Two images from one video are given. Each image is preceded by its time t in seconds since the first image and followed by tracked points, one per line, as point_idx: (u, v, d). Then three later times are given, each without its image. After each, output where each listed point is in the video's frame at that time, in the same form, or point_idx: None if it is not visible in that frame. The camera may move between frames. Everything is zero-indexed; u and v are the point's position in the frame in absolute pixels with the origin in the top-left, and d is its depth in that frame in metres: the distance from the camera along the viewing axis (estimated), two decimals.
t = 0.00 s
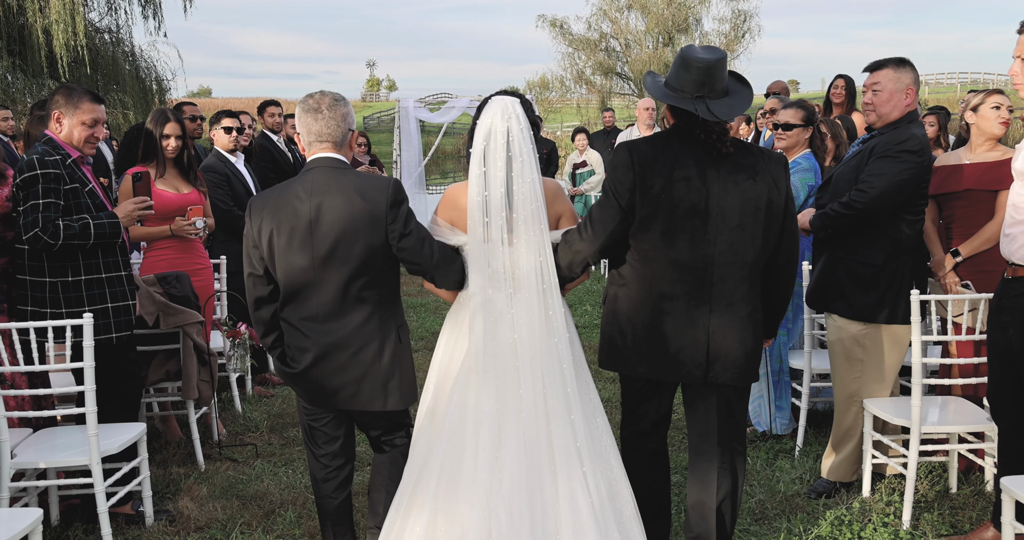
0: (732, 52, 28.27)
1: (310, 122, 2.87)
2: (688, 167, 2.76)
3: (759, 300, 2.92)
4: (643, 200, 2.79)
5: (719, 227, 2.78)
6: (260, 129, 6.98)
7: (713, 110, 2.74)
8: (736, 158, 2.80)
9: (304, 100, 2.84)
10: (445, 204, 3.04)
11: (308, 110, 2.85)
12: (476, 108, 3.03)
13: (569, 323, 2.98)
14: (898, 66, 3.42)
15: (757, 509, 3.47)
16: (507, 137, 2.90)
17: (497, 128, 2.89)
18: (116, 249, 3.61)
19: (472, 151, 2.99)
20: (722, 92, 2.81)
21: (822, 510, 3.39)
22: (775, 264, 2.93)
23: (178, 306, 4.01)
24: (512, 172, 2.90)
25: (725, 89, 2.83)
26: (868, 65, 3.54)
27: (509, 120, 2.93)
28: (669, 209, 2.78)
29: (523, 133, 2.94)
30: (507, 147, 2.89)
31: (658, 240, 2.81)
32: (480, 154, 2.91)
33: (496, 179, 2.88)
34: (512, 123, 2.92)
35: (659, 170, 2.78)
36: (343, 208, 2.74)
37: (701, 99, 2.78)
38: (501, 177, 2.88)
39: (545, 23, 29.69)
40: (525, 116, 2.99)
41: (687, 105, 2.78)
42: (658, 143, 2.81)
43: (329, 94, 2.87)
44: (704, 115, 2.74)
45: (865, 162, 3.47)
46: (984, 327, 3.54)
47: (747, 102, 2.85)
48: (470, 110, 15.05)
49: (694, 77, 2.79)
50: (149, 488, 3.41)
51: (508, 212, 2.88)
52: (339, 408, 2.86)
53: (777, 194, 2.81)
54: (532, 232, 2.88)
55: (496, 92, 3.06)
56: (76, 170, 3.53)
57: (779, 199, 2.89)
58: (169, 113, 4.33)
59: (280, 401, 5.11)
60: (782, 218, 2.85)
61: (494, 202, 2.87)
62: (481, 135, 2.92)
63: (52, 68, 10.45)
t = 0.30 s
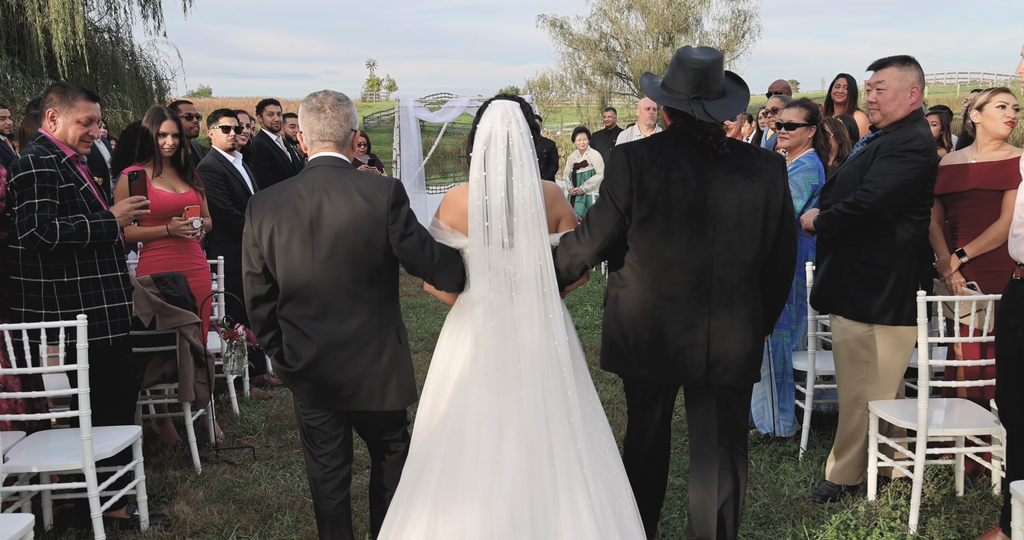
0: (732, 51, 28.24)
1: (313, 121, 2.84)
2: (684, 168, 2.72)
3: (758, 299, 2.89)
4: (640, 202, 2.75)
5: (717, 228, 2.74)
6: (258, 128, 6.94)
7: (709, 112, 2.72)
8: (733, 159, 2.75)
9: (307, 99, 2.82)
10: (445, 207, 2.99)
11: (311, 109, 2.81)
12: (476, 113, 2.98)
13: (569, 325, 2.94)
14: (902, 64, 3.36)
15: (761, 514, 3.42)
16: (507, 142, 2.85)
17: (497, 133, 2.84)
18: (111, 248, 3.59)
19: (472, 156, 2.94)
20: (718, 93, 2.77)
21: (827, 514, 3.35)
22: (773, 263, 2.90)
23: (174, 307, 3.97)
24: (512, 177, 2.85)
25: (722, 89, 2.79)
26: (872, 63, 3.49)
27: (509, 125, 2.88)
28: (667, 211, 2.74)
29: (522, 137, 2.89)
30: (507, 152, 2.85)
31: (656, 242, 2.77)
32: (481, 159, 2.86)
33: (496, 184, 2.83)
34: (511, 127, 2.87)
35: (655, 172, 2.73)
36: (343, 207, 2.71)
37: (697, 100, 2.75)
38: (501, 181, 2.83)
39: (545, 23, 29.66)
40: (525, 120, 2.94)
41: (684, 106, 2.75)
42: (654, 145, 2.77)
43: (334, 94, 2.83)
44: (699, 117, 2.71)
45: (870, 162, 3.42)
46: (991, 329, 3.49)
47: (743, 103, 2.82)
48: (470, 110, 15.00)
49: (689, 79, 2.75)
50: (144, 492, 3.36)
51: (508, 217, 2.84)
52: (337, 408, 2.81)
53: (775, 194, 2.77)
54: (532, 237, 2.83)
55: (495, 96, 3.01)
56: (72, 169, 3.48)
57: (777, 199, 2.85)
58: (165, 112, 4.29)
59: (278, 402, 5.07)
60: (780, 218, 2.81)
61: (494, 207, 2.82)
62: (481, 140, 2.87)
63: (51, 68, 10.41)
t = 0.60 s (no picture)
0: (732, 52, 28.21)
1: (317, 122, 2.78)
2: (680, 172, 2.69)
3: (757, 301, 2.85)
4: (637, 206, 2.72)
5: (714, 232, 2.69)
6: (257, 128, 6.90)
7: (705, 115, 2.65)
8: (729, 162, 2.72)
9: (311, 99, 2.76)
10: (447, 209, 2.96)
11: (315, 110, 2.76)
12: (477, 117, 2.93)
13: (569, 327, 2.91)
14: (907, 63, 3.31)
15: (766, 518, 3.37)
16: (508, 147, 2.80)
17: (498, 138, 2.79)
18: (107, 249, 3.53)
19: (473, 160, 2.90)
20: (713, 97, 2.72)
21: (833, 519, 3.30)
22: (772, 264, 2.86)
23: (170, 309, 3.91)
24: (513, 182, 2.80)
25: (717, 93, 2.74)
26: (877, 61, 3.44)
27: (509, 130, 2.83)
28: (663, 215, 2.70)
29: (523, 142, 2.84)
30: (507, 157, 2.80)
31: (654, 246, 2.72)
32: (481, 163, 2.82)
33: (497, 189, 2.79)
34: (513, 132, 2.82)
35: (651, 176, 2.70)
36: (346, 208, 2.68)
37: (693, 104, 2.69)
38: (501, 186, 2.79)
39: (545, 23, 29.62)
40: (526, 125, 2.88)
41: (679, 110, 2.69)
42: (650, 149, 2.73)
43: (338, 95, 2.78)
44: (695, 120, 2.65)
45: (875, 163, 3.37)
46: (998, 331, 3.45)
47: (739, 105, 2.76)
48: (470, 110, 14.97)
49: (685, 83, 2.70)
50: (140, 496, 3.32)
51: (508, 221, 2.80)
52: (336, 409, 2.77)
53: (772, 196, 2.73)
54: (532, 241, 2.80)
55: (495, 99, 2.95)
56: (66, 168, 3.43)
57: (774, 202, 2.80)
58: (161, 110, 4.28)
59: (276, 405, 5.02)
60: (778, 220, 2.77)
61: (495, 211, 2.78)
62: (482, 144, 2.83)
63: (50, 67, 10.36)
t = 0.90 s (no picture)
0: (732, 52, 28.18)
1: (322, 124, 2.78)
2: (674, 176, 2.66)
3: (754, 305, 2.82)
4: (632, 211, 2.70)
5: (709, 235, 2.66)
6: (256, 127, 6.86)
7: (698, 120, 2.63)
8: (722, 165, 2.69)
9: (318, 101, 2.74)
10: (448, 208, 2.92)
11: (321, 112, 2.74)
12: (478, 118, 2.92)
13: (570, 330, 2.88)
14: (913, 62, 3.28)
15: (770, 523, 3.33)
16: (509, 149, 2.80)
17: (500, 139, 2.78)
18: (103, 251, 3.50)
19: (474, 162, 2.89)
20: (706, 101, 2.69)
21: (837, 524, 3.26)
22: (767, 267, 2.83)
23: (167, 311, 3.87)
24: (514, 183, 2.79)
25: (711, 97, 2.72)
26: (882, 61, 3.40)
27: (510, 131, 2.81)
28: (658, 220, 2.67)
29: (523, 143, 2.82)
30: (509, 158, 2.79)
31: (649, 250, 2.69)
32: (482, 164, 2.81)
33: (499, 191, 2.77)
34: (514, 133, 2.80)
35: (645, 181, 2.69)
36: (351, 210, 2.65)
37: (685, 108, 2.66)
38: (502, 188, 2.78)
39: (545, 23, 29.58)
40: (527, 126, 2.86)
41: (673, 115, 2.66)
42: (644, 154, 2.71)
43: (345, 98, 2.77)
44: (688, 125, 2.63)
45: (881, 163, 3.33)
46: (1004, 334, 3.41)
47: (733, 108, 2.73)
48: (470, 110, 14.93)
49: (678, 88, 2.67)
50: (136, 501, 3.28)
51: (509, 222, 2.78)
52: (336, 411, 2.73)
53: (766, 199, 2.71)
54: (534, 242, 2.77)
55: (496, 99, 2.92)
56: (61, 169, 3.39)
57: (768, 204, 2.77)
58: (158, 110, 4.24)
59: (275, 407, 4.98)
60: (773, 222, 2.74)
61: (496, 213, 2.76)
62: (483, 146, 2.81)
63: (47, 67, 10.32)
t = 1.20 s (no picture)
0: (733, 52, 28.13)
1: (327, 127, 2.75)
2: (666, 179, 2.65)
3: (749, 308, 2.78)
4: (625, 215, 2.69)
5: (701, 237, 2.64)
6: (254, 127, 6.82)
7: (689, 122, 2.61)
8: (715, 167, 2.66)
9: (323, 103, 2.71)
10: (446, 206, 3.01)
11: (326, 115, 2.72)
12: (478, 116, 2.94)
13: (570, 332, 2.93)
14: (919, 62, 3.24)
15: (773, 528, 3.30)
16: (509, 147, 2.82)
17: (500, 136, 2.80)
18: (98, 252, 3.46)
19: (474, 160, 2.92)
20: (697, 103, 2.68)
21: (841, 529, 3.22)
22: (761, 270, 2.80)
23: (163, 313, 3.84)
24: (513, 180, 2.82)
25: (701, 100, 2.70)
26: (888, 60, 3.37)
27: (510, 129, 2.84)
28: (651, 223, 2.66)
29: (523, 141, 2.85)
30: (508, 156, 2.81)
31: (643, 253, 2.68)
32: (482, 163, 2.84)
33: (498, 188, 2.80)
34: (514, 131, 2.83)
35: (638, 185, 2.68)
36: (355, 213, 2.64)
37: (676, 111, 2.65)
38: (501, 185, 2.80)
39: (545, 22, 29.54)
40: (526, 124, 2.90)
41: (663, 118, 2.64)
42: (636, 159, 2.70)
43: (351, 100, 2.75)
44: (679, 127, 2.61)
45: (886, 164, 3.30)
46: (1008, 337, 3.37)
47: (723, 111, 2.71)
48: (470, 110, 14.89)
49: (668, 92, 2.67)
50: (132, 506, 3.24)
51: (508, 220, 2.81)
52: (337, 413, 2.72)
53: (759, 199, 2.68)
54: (533, 240, 2.81)
55: (496, 97, 2.95)
56: (54, 169, 3.35)
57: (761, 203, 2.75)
58: (153, 108, 4.18)
59: (273, 410, 4.94)
60: (765, 222, 2.72)
61: (496, 210, 2.79)
62: (482, 144, 2.84)
63: (45, 67, 10.29)
